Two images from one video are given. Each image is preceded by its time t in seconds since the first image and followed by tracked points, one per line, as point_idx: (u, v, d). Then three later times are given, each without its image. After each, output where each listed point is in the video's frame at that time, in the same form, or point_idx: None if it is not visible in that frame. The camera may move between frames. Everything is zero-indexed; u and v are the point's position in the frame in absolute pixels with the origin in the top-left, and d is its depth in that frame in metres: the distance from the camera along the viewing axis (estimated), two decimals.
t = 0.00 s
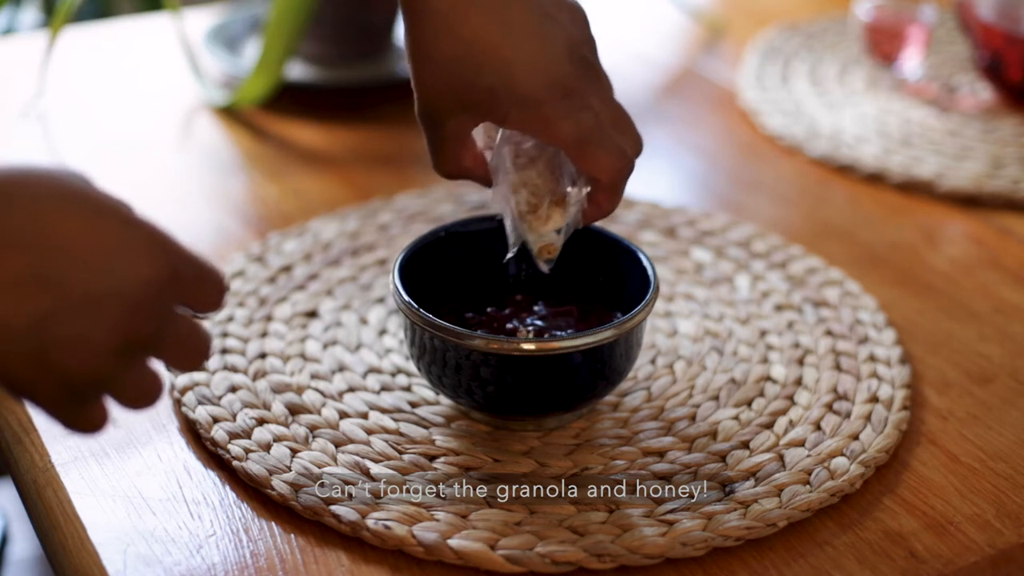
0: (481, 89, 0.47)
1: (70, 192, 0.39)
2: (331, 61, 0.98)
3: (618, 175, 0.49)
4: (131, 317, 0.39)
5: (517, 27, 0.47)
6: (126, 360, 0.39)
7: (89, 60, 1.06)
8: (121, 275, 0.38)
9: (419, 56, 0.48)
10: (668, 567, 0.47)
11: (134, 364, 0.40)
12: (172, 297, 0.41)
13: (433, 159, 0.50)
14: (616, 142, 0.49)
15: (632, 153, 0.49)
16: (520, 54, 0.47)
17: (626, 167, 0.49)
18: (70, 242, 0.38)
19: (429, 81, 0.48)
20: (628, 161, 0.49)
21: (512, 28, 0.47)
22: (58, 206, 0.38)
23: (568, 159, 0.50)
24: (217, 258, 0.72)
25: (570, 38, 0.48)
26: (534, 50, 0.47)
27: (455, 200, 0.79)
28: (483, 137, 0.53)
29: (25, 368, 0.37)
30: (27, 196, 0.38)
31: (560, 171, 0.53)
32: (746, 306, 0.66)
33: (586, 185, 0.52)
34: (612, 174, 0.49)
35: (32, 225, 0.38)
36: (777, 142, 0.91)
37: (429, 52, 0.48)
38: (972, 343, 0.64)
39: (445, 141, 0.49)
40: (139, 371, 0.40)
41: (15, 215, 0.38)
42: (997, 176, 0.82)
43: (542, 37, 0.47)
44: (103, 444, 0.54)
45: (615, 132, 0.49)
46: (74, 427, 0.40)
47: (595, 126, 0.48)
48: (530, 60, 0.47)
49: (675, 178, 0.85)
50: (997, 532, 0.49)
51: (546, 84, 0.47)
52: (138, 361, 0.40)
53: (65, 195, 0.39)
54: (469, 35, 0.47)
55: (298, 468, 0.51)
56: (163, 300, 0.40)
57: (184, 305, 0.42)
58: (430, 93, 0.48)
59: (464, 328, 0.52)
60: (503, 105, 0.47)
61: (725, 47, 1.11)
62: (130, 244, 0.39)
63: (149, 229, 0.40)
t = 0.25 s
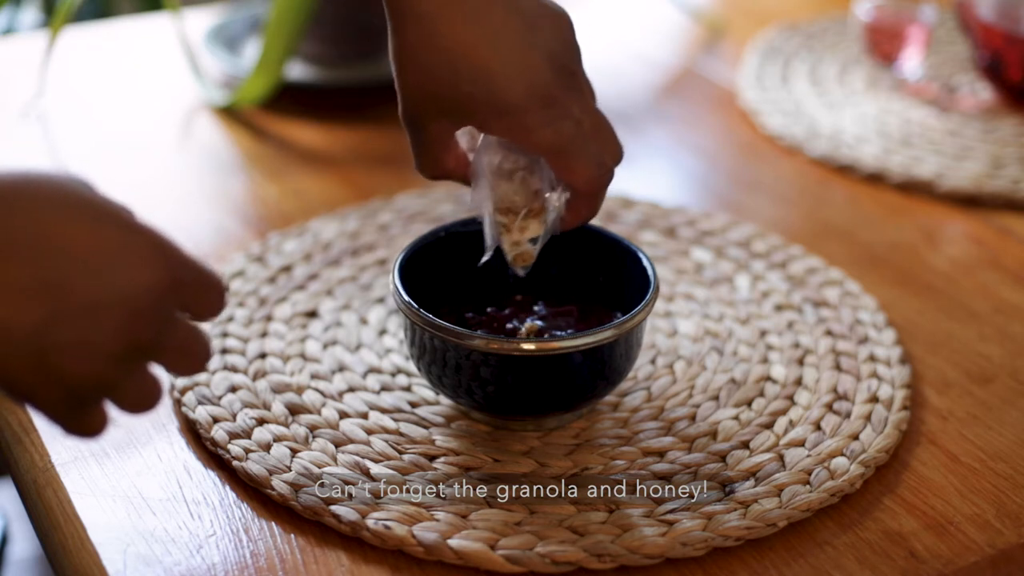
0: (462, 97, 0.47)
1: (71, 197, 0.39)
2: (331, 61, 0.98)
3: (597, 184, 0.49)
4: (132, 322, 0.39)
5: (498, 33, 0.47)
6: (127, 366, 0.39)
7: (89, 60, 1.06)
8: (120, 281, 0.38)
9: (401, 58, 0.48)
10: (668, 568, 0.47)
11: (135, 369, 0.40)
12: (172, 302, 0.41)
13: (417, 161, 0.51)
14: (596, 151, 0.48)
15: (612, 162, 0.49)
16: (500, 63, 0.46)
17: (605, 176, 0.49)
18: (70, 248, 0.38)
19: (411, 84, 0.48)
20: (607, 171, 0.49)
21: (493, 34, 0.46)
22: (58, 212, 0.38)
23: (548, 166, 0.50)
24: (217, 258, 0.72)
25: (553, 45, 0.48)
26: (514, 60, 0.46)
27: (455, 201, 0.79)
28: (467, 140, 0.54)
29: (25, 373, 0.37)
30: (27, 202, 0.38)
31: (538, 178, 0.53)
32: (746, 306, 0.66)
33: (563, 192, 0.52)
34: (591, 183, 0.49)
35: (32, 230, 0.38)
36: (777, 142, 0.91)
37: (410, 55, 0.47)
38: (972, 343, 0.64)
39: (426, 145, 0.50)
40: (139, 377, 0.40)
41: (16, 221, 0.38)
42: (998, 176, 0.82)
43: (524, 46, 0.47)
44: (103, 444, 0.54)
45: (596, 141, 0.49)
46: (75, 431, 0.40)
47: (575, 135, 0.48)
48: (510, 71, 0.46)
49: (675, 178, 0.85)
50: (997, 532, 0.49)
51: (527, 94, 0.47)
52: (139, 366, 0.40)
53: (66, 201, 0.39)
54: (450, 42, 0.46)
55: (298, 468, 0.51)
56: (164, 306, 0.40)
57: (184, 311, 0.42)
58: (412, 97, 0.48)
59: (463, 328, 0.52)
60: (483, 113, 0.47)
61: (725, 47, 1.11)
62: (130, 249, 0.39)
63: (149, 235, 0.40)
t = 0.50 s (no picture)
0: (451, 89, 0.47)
1: (75, 201, 0.39)
2: (331, 61, 0.98)
3: (583, 174, 0.50)
4: (135, 329, 0.39)
5: (487, 25, 0.46)
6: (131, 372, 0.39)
7: (89, 60, 1.06)
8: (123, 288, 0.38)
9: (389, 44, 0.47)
10: (668, 567, 0.47)
11: (138, 375, 0.40)
12: (178, 310, 0.41)
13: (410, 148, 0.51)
14: (582, 140, 0.49)
15: (598, 150, 0.50)
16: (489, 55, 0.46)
17: (590, 167, 0.50)
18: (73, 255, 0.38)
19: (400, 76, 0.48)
20: (594, 160, 0.50)
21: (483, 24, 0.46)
22: (64, 217, 0.38)
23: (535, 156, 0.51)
24: (217, 258, 0.72)
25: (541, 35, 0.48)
26: (502, 52, 0.46)
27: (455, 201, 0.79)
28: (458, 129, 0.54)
29: (28, 380, 0.37)
30: (32, 206, 0.38)
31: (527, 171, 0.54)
32: (746, 306, 0.66)
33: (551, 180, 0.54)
34: (578, 173, 0.50)
35: (37, 236, 0.37)
36: (777, 142, 0.91)
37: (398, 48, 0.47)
38: (972, 343, 0.64)
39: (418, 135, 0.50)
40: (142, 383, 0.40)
41: (21, 226, 0.37)
42: (998, 176, 0.82)
43: (512, 37, 0.47)
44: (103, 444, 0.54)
45: (582, 130, 0.50)
46: (79, 438, 0.40)
47: (561, 125, 0.48)
48: (498, 62, 0.46)
49: (675, 178, 0.85)
50: (997, 532, 0.49)
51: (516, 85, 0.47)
52: (143, 373, 0.40)
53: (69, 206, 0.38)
54: (437, 34, 0.46)
55: (298, 468, 0.51)
56: (171, 313, 0.40)
57: (191, 318, 0.42)
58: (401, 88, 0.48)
59: (464, 329, 0.52)
60: (471, 105, 0.47)
61: (725, 47, 1.11)
62: (134, 257, 0.39)
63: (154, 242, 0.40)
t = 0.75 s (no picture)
0: (450, 77, 0.47)
1: (75, 203, 0.39)
2: (332, 61, 0.98)
3: (588, 157, 0.49)
4: (135, 331, 0.39)
5: (484, 10, 0.46)
6: (131, 373, 0.39)
7: (89, 60, 1.06)
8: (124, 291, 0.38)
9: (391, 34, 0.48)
10: (668, 567, 0.47)
11: (139, 377, 0.40)
12: (179, 313, 0.41)
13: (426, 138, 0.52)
14: (587, 123, 0.49)
15: (606, 134, 0.50)
16: (487, 41, 0.46)
17: (597, 150, 0.49)
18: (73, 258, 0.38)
19: (402, 65, 0.48)
20: (600, 144, 0.49)
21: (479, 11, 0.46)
22: (64, 219, 0.38)
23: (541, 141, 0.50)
24: (217, 258, 0.72)
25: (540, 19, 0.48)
26: (500, 37, 0.46)
27: (455, 201, 0.79)
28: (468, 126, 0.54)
29: (29, 381, 0.37)
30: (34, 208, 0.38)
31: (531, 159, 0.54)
32: (746, 306, 0.66)
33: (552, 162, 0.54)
34: (583, 157, 0.49)
35: (38, 238, 0.37)
36: (777, 142, 0.91)
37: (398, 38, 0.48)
38: (972, 343, 0.64)
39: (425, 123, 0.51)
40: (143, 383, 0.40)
41: (21, 228, 0.37)
42: (998, 176, 0.82)
43: (511, 22, 0.47)
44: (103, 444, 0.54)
45: (587, 114, 0.49)
46: (82, 441, 0.41)
47: (563, 109, 0.48)
48: (495, 48, 0.46)
49: (675, 178, 0.85)
50: (997, 532, 0.49)
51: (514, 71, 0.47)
52: (144, 375, 0.40)
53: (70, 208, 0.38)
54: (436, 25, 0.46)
55: (298, 469, 0.51)
56: (171, 316, 0.40)
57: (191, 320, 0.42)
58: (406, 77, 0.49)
59: (464, 328, 0.52)
60: (471, 91, 0.47)
61: (726, 47, 1.11)
62: (134, 260, 0.39)
63: (154, 245, 0.40)
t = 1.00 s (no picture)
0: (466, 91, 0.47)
1: (74, 209, 0.39)
2: (331, 61, 0.98)
3: (602, 169, 0.50)
4: (136, 333, 0.39)
5: (500, 24, 0.45)
6: (130, 377, 0.39)
7: (89, 60, 1.06)
8: (125, 293, 0.38)
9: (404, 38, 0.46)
10: (668, 568, 0.47)
11: (138, 380, 0.40)
12: (178, 314, 0.41)
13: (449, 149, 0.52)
14: (600, 136, 0.49)
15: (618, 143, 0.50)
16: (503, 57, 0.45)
17: (611, 160, 0.50)
18: (74, 261, 0.38)
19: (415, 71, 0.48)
20: (613, 156, 0.50)
21: (495, 26, 0.45)
22: (64, 222, 0.38)
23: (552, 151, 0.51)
24: (217, 258, 0.72)
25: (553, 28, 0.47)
26: (516, 52, 0.45)
27: (455, 201, 0.79)
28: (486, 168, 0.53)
29: (30, 386, 0.37)
30: (35, 210, 0.38)
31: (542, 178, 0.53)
32: (746, 306, 0.66)
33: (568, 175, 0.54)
34: (595, 169, 0.49)
35: (38, 241, 0.37)
36: (777, 142, 0.91)
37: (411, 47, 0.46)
38: (973, 343, 0.64)
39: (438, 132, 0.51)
40: (143, 388, 0.40)
41: (20, 231, 0.37)
42: (997, 176, 0.82)
43: (527, 35, 0.46)
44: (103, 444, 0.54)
45: (601, 126, 0.49)
46: (80, 444, 0.40)
47: (579, 123, 0.48)
48: (511, 65, 0.46)
49: (675, 178, 0.85)
50: (997, 533, 0.49)
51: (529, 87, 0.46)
52: (143, 379, 0.40)
53: (70, 212, 0.38)
54: (451, 39, 0.45)
55: (298, 468, 0.51)
56: (170, 317, 0.40)
57: (189, 322, 0.42)
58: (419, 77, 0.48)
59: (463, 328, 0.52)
60: (486, 105, 0.47)
61: (726, 47, 1.11)
62: (134, 263, 0.39)
63: (153, 248, 0.40)
